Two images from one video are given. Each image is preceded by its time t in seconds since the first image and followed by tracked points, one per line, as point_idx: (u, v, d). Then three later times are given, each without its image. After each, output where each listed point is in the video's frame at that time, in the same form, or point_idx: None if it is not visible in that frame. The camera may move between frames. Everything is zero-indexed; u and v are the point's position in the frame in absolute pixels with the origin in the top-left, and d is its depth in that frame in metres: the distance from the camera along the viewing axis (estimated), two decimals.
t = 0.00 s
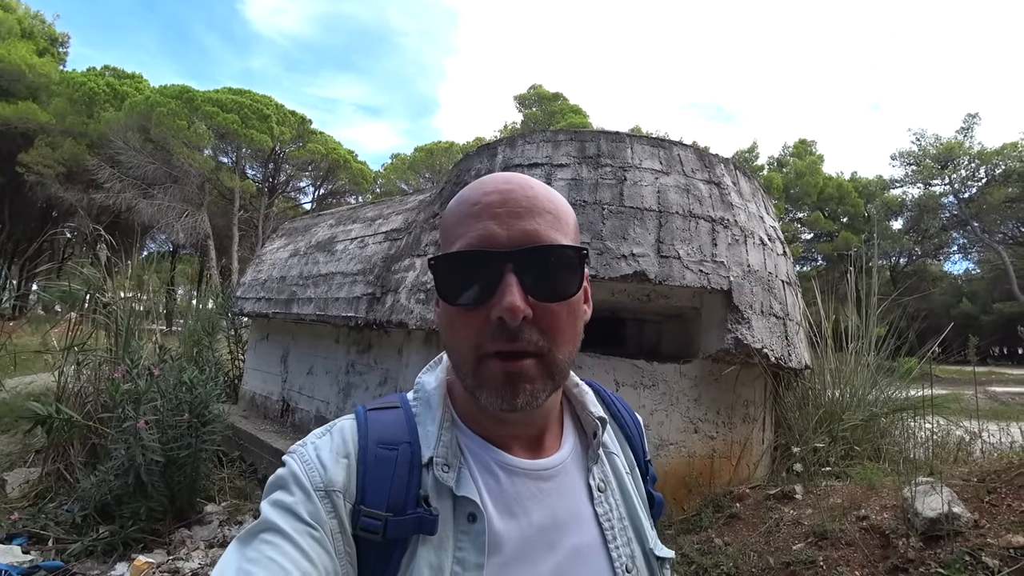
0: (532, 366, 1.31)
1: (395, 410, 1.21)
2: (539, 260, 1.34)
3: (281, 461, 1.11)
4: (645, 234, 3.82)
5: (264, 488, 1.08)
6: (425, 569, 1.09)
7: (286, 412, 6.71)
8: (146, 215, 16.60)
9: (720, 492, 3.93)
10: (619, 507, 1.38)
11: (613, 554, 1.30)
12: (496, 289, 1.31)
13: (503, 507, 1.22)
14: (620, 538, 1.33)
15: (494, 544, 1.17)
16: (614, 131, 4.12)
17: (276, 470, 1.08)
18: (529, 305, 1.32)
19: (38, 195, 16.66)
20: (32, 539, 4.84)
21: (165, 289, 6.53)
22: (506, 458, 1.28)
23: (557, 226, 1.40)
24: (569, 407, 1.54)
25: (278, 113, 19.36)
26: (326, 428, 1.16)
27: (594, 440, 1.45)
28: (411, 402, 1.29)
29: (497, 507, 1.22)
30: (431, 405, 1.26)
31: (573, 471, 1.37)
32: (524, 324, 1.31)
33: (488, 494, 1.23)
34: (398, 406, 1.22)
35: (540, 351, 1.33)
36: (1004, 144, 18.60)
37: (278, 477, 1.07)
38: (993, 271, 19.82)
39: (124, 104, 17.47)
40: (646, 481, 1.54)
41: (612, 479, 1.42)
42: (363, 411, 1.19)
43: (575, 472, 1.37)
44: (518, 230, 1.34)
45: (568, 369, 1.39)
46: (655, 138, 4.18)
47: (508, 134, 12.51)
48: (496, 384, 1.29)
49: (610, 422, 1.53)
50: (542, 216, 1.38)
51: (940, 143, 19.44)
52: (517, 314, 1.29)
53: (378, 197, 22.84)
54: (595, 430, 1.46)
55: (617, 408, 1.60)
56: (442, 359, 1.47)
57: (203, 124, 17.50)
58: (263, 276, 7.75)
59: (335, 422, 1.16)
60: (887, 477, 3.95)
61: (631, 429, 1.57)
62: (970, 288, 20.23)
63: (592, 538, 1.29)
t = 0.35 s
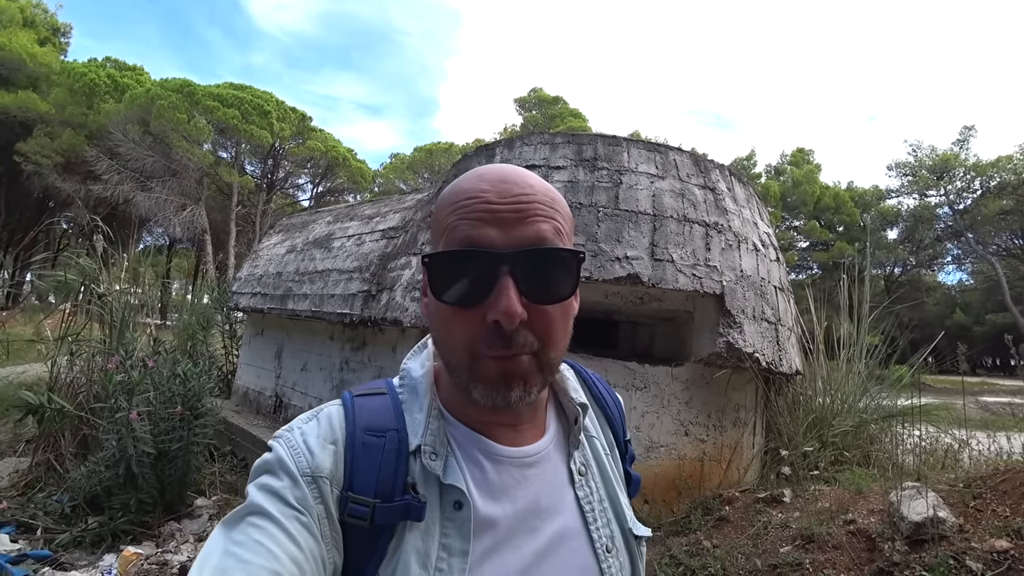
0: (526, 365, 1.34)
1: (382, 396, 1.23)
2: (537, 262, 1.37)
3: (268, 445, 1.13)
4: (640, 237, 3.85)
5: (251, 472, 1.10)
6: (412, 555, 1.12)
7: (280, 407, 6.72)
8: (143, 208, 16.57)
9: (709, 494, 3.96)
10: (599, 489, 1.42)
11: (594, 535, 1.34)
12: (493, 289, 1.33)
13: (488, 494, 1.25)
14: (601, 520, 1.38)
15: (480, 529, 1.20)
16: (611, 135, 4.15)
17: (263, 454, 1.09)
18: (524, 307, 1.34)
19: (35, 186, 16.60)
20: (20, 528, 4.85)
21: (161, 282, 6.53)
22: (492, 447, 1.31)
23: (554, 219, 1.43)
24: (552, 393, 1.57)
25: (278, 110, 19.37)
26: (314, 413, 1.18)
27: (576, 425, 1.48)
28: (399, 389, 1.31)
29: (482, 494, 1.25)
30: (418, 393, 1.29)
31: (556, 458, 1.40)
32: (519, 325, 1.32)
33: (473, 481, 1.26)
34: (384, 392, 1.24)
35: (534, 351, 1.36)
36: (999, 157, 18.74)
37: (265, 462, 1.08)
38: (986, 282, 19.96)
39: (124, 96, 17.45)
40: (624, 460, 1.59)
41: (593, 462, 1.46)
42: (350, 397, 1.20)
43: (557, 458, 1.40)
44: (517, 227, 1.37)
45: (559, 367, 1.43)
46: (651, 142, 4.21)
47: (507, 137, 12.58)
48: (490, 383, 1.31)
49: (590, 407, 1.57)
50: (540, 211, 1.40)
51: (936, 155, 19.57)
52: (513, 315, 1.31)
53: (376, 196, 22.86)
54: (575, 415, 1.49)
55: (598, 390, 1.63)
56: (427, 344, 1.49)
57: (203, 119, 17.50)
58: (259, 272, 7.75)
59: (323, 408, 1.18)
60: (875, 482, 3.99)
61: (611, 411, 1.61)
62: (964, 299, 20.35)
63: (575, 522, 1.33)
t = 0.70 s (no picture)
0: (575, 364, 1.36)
1: (369, 397, 1.24)
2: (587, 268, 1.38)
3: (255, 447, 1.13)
4: (637, 242, 3.86)
5: (237, 474, 1.10)
6: (401, 557, 1.12)
7: (278, 412, 6.72)
8: (144, 212, 16.61)
9: (707, 500, 3.96)
10: (584, 489, 1.44)
11: (579, 534, 1.36)
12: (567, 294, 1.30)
13: (474, 495, 1.27)
14: (586, 518, 1.40)
15: (467, 530, 1.21)
16: (609, 140, 4.17)
17: (249, 457, 1.10)
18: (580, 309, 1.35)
19: (37, 190, 16.65)
20: (18, 531, 4.86)
21: (161, 286, 6.54)
22: (480, 448, 1.31)
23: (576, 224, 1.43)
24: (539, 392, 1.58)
25: (279, 115, 19.43)
26: (300, 415, 1.18)
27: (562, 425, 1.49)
28: (385, 391, 1.31)
29: (468, 495, 1.26)
30: (406, 395, 1.29)
31: (542, 458, 1.42)
32: (582, 328, 1.33)
33: (459, 482, 1.27)
34: (371, 394, 1.25)
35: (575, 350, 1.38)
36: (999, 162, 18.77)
37: (252, 464, 1.09)
38: (987, 288, 19.95)
39: (126, 101, 17.51)
40: (608, 458, 1.61)
41: (577, 462, 1.48)
42: (337, 399, 1.20)
43: (543, 458, 1.42)
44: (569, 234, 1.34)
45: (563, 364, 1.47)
46: (649, 148, 4.23)
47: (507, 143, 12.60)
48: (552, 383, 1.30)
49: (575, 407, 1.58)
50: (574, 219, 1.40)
51: (936, 160, 19.60)
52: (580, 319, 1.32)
53: (377, 201, 22.90)
54: (561, 415, 1.49)
55: (583, 390, 1.65)
56: (413, 343, 1.48)
57: (205, 124, 17.57)
58: (259, 276, 7.77)
59: (310, 410, 1.19)
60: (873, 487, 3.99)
61: (596, 410, 1.62)
62: (964, 305, 20.35)
63: (560, 521, 1.35)
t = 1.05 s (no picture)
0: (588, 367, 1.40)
1: (356, 402, 1.24)
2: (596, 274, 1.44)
3: (239, 454, 1.13)
4: (641, 246, 3.85)
5: (222, 481, 1.10)
6: (393, 561, 1.12)
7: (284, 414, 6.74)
8: (154, 214, 16.73)
9: (711, 506, 3.94)
10: (569, 490, 1.46)
11: (566, 534, 1.38)
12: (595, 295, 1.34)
13: (464, 495, 1.27)
14: (571, 518, 1.41)
15: (456, 532, 1.22)
16: (614, 144, 4.17)
17: (234, 463, 1.10)
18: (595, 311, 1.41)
19: (49, 192, 16.81)
20: (25, 529, 4.88)
21: (169, 287, 6.59)
22: (470, 450, 1.32)
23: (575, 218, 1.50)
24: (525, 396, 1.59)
25: (287, 118, 19.54)
26: (287, 421, 1.18)
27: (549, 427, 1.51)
28: (372, 395, 1.30)
29: (457, 497, 1.26)
30: (394, 398, 1.28)
31: (529, 459, 1.43)
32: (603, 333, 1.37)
33: (449, 483, 1.27)
34: (358, 398, 1.25)
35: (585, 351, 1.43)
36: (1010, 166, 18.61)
37: (236, 470, 1.09)
38: (998, 293, 19.77)
39: (137, 105, 17.67)
40: (590, 460, 1.63)
41: (562, 464, 1.50)
42: (324, 404, 1.20)
43: (530, 459, 1.43)
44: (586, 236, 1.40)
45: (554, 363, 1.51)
46: (654, 151, 4.22)
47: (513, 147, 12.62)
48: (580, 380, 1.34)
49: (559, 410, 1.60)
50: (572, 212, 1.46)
51: (945, 164, 19.46)
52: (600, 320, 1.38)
53: (384, 204, 22.97)
54: (548, 416, 1.50)
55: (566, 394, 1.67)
56: (399, 347, 1.46)
57: (214, 127, 17.70)
58: (265, 278, 7.80)
59: (296, 415, 1.19)
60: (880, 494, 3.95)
61: (578, 413, 1.65)
62: (975, 310, 20.19)
63: (547, 522, 1.36)
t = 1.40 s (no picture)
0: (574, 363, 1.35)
1: (357, 402, 1.24)
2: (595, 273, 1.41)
3: (240, 453, 1.13)
4: (651, 249, 3.84)
5: (223, 481, 1.10)
6: (393, 561, 1.12)
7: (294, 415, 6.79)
8: (170, 217, 16.94)
9: (721, 512, 3.90)
10: (566, 491, 1.46)
11: (562, 535, 1.37)
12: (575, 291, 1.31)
13: (464, 495, 1.26)
14: (568, 520, 1.41)
15: (455, 531, 1.22)
16: (624, 146, 4.16)
17: (234, 461, 1.10)
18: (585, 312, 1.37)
19: (67, 195, 17.08)
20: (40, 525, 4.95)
21: (183, 289, 6.66)
22: (469, 450, 1.31)
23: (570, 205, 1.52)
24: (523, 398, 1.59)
25: (301, 122, 19.70)
26: (288, 420, 1.19)
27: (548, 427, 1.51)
28: (373, 396, 1.30)
29: (457, 497, 1.26)
30: (394, 400, 1.28)
31: (528, 460, 1.43)
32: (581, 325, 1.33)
33: (450, 484, 1.27)
34: (359, 398, 1.25)
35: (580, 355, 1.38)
36: None
37: (236, 468, 1.09)
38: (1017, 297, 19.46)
39: (154, 109, 17.91)
40: (586, 463, 1.63)
41: (560, 465, 1.49)
42: (325, 403, 1.21)
43: (529, 459, 1.43)
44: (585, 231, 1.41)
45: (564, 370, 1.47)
46: (664, 154, 4.20)
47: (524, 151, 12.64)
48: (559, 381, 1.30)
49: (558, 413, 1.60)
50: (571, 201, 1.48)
51: (963, 166, 19.21)
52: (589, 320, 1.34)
53: (396, 207, 23.09)
54: (548, 418, 1.50)
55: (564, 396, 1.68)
56: (399, 348, 1.46)
57: (229, 132, 17.89)
58: (277, 280, 7.86)
59: (298, 415, 1.19)
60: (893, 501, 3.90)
61: (577, 416, 1.65)
62: (993, 315, 19.90)
63: (544, 522, 1.36)
